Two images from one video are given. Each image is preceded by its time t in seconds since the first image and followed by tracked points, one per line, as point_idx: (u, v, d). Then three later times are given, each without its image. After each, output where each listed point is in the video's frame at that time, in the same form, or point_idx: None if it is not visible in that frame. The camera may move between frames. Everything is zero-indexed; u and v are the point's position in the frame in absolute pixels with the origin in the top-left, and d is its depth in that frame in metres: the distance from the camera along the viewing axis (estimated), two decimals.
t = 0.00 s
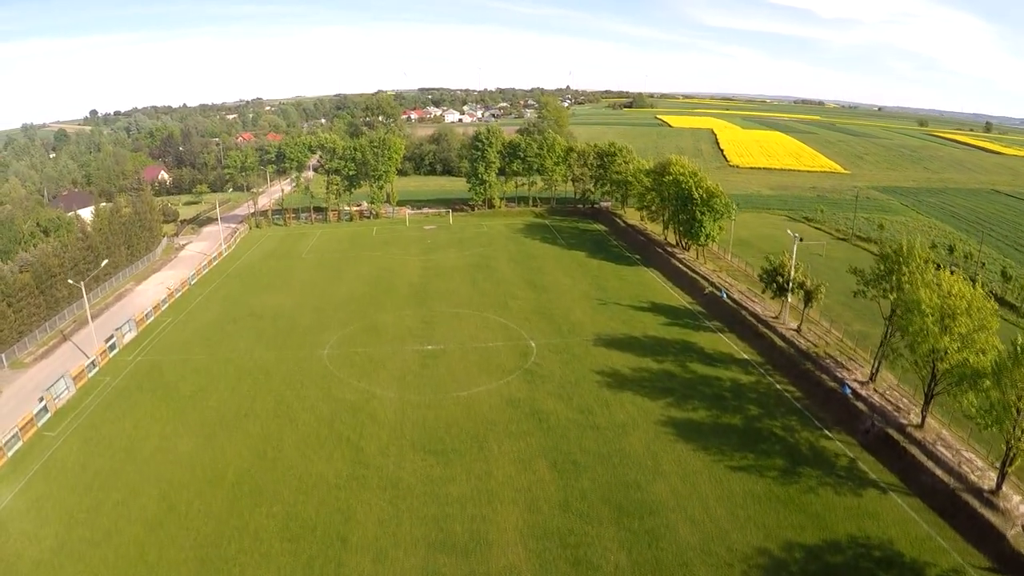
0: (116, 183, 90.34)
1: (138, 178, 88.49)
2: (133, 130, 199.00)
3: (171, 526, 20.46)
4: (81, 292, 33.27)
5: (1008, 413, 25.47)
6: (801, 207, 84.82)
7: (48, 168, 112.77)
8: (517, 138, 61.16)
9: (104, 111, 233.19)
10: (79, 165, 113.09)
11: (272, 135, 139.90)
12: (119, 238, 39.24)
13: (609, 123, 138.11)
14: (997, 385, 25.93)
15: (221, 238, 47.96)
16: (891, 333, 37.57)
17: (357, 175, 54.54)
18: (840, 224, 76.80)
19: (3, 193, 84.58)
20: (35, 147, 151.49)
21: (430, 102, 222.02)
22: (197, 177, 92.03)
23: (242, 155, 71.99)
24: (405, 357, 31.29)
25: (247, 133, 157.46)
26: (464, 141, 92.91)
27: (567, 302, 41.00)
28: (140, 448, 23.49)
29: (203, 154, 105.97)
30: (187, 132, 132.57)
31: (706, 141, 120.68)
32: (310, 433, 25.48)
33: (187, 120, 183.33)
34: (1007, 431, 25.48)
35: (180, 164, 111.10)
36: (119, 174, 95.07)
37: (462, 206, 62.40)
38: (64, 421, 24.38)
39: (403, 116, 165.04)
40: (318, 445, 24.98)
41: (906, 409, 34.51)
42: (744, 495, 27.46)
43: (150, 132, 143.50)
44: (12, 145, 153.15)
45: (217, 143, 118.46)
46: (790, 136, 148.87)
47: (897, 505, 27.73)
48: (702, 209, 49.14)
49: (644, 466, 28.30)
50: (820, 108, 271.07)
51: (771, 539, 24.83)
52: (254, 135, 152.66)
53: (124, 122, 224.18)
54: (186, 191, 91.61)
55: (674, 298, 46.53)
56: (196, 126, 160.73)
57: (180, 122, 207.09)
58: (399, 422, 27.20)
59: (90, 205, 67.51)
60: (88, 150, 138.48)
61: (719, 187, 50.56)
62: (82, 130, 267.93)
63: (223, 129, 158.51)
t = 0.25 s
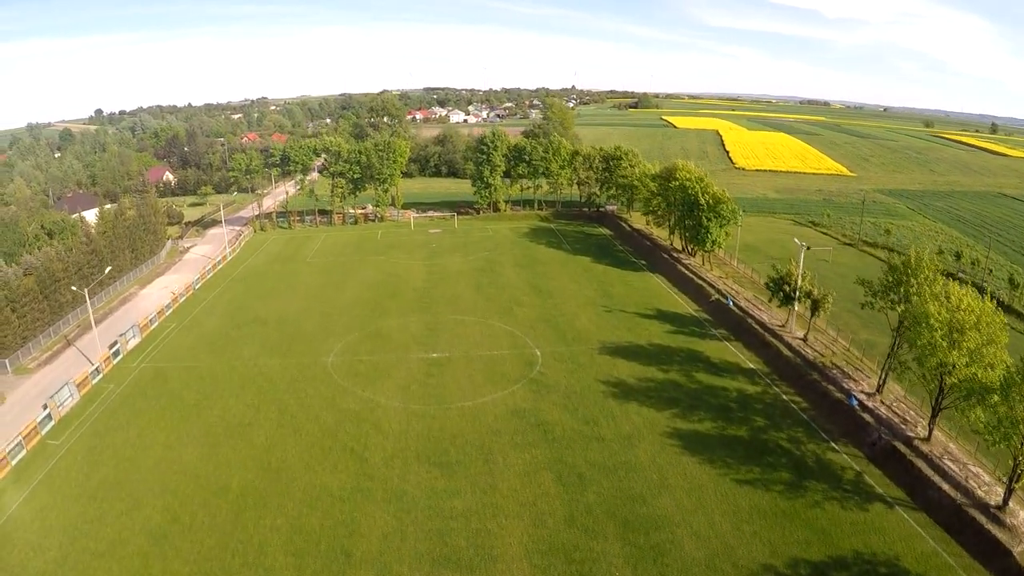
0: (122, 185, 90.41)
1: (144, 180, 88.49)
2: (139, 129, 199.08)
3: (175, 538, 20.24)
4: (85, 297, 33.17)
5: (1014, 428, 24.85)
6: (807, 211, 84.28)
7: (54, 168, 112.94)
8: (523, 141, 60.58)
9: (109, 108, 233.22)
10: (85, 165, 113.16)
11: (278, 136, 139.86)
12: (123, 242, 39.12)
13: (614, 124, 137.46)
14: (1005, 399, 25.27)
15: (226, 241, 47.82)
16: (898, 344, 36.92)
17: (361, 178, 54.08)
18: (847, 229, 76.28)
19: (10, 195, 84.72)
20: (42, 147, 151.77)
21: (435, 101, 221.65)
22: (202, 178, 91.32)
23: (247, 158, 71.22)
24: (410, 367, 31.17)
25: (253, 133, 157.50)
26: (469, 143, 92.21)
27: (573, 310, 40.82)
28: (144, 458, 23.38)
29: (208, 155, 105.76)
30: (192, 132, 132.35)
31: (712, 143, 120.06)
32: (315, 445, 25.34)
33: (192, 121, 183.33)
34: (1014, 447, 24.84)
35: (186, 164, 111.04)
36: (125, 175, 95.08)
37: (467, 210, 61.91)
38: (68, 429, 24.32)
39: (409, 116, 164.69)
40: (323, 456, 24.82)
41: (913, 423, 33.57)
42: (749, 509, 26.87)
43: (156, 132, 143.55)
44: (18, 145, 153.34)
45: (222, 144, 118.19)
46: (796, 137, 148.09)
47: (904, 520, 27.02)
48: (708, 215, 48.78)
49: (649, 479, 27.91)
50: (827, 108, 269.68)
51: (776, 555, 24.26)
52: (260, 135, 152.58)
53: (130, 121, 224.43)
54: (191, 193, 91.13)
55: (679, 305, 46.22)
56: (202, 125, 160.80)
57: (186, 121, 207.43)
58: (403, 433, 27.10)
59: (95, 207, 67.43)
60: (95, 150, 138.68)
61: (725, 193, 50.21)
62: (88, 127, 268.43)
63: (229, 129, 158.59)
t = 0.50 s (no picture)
0: (132, 185, 90.69)
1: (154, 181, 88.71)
2: (148, 128, 199.75)
3: (183, 550, 20.05)
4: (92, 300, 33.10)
5: None
6: (818, 215, 83.56)
7: (63, 167, 113.39)
8: (533, 144, 59.33)
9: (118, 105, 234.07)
10: (94, 165, 113.54)
11: (287, 136, 139.90)
12: (131, 244, 39.04)
13: (623, 125, 136.45)
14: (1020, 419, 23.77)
15: (234, 244, 47.73)
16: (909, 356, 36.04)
17: (370, 181, 53.73)
18: (857, 235, 75.58)
19: (19, 195, 84.98)
20: (53, 146, 152.56)
21: (443, 101, 221.32)
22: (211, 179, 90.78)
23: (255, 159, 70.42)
24: (418, 375, 31.09)
25: (262, 132, 157.78)
26: (478, 144, 90.97)
27: (582, 317, 40.64)
28: (151, 467, 23.29)
29: (217, 155, 105.77)
30: (201, 132, 132.31)
31: (721, 144, 119.22)
32: (323, 454, 25.25)
33: (202, 121, 183.77)
34: None
35: (195, 165, 111.20)
36: (134, 175, 95.21)
37: (476, 212, 61.25)
38: (75, 436, 24.27)
39: (417, 116, 164.46)
40: (330, 467, 24.67)
41: (924, 436, 32.51)
42: (758, 525, 26.10)
43: (164, 131, 143.92)
44: (28, 143, 153.84)
45: (231, 144, 118.16)
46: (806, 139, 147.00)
47: (914, 536, 26.11)
48: (718, 221, 48.35)
49: (658, 493, 27.37)
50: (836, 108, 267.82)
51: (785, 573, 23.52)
52: (269, 134, 152.79)
53: (139, 121, 225.31)
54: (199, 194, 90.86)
55: (688, 312, 45.88)
56: (211, 125, 161.22)
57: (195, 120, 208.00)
58: (411, 443, 26.96)
59: (105, 208, 67.58)
60: (105, 150, 139.30)
61: (735, 199, 49.74)
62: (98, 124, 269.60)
63: (238, 129, 158.89)
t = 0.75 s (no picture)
0: (146, 186, 91.21)
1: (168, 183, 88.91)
2: (162, 127, 200.79)
3: (192, 561, 19.86)
4: (104, 304, 33.13)
5: None
6: (832, 222, 82.55)
7: (77, 166, 114.18)
8: (546, 148, 58.72)
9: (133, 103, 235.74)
10: (107, 164, 114.27)
11: (299, 137, 140.21)
12: (143, 247, 39.11)
13: (636, 127, 135.23)
14: None
15: (246, 247, 47.74)
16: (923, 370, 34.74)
17: (382, 184, 53.34)
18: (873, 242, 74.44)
19: (32, 194, 85.57)
20: (67, 147, 153.85)
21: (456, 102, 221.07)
22: (223, 180, 89.81)
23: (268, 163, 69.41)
24: (430, 385, 30.92)
25: (274, 132, 158.28)
26: (491, 147, 89.22)
27: (595, 327, 40.32)
28: (162, 477, 23.25)
29: (231, 155, 105.97)
30: (214, 132, 132.79)
31: (734, 147, 118.15)
32: (334, 464, 25.14)
33: (215, 120, 184.57)
34: None
35: (208, 165, 111.70)
36: (147, 175, 95.49)
37: (488, 216, 60.63)
38: (86, 443, 24.27)
39: (430, 118, 164.39)
40: (341, 478, 24.53)
41: (938, 452, 31.35)
42: (770, 542, 25.10)
43: (178, 131, 144.58)
44: (45, 143, 155.15)
45: (244, 145, 118.50)
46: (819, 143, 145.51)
47: (926, 554, 25.02)
48: (732, 229, 47.75)
49: (669, 508, 26.57)
50: (851, 111, 265.07)
51: None
52: (281, 134, 153.24)
53: (154, 120, 226.90)
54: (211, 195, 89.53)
55: (702, 321, 45.41)
56: (224, 125, 162.15)
57: (209, 120, 209.09)
58: (422, 454, 26.79)
59: (116, 208, 67.11)
60: (119, 149, 140.27)
61: (750, 206, 49.12)
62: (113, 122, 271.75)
63: (251, 128, 159.58)
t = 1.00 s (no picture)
0: (160, 186, 91.57)
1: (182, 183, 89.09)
2: (178, 126, 202.01)
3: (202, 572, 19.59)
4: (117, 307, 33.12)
5: None
6: (847, 228, 81.39)
7: (92, 165, 115.08)
8: (561, 153, 58.38)
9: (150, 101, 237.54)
10: (122, 164, 115.13)
11: (314, 137, 140.54)
12: (157, 250, 39.14)
13: (650, 129, 134.14)
14: None
15: (260, 250, 47.72)
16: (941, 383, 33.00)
17: (396, 188, 53.05)
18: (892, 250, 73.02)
19: (47, 192, 86.25)
20: (82, 145, 154.99)
21: (469, 103, 220.62)
22: (238, 182, 89.81)
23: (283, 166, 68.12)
24: (443, 395, 30.65)
25: (288, 132, 158.84)
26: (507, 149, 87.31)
27: (609, 336, 39.87)
28: (173, 485, 23.11)
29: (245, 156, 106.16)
30: (229, 133, 133.32)
31: (749, 150, 116.84)
32: (346, 475, 24.92)
33: (231, 119, 185.46)
34: None
35: (222, 165, 112.17)
36: (161, 175, 95.78)
37: (503, 221, 60.11)
38: (98, 450, 24.20)
39: (444, 118, 164.03)
40: (352, 489, 24.27)
41: (954, 469, 29.98)
42: (783, 561, 24.03)
43: (193, 131, 145.27)
44: (63, 142, 156.61)
45: (259, 146, 118.74)
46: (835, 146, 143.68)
47: None
48: (748, 237, 46.98)
49: (681, 524, 25.65)
50: (866, 113, 261.76)
51: None
52: (295, 134, 153.75)
53: (170, 119, 228.52)
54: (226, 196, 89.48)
55: (717, 330, 44.70)
56: (238, 125, 163.01)
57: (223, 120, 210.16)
58: (434, 465, 26.50)
59: (130, 210, 66.93)
60: (134, 147, 141.46)
61: (766, 214, 48.32)
62: (129, 121, 273.74)
63: (265, 128, 160.24)
